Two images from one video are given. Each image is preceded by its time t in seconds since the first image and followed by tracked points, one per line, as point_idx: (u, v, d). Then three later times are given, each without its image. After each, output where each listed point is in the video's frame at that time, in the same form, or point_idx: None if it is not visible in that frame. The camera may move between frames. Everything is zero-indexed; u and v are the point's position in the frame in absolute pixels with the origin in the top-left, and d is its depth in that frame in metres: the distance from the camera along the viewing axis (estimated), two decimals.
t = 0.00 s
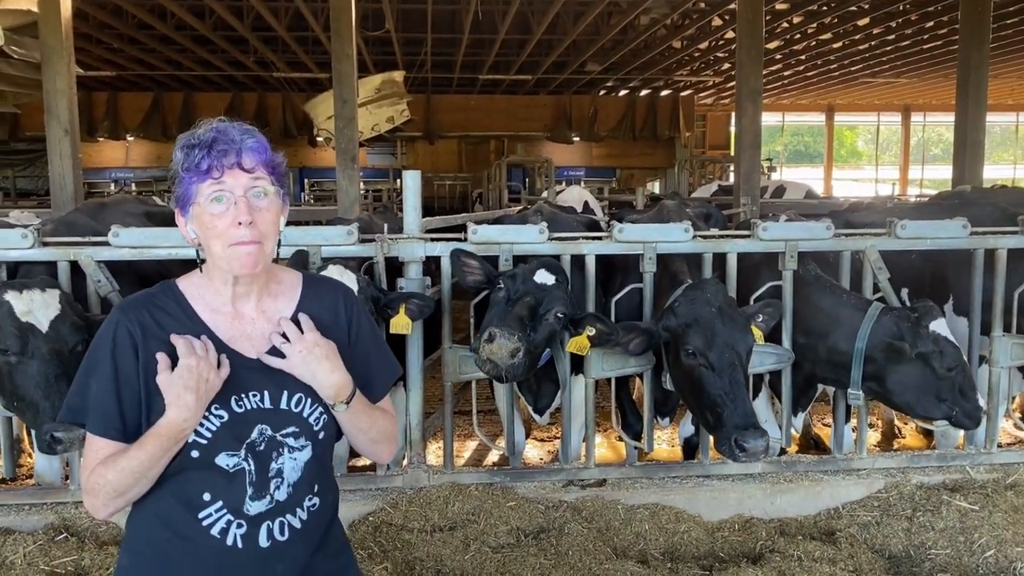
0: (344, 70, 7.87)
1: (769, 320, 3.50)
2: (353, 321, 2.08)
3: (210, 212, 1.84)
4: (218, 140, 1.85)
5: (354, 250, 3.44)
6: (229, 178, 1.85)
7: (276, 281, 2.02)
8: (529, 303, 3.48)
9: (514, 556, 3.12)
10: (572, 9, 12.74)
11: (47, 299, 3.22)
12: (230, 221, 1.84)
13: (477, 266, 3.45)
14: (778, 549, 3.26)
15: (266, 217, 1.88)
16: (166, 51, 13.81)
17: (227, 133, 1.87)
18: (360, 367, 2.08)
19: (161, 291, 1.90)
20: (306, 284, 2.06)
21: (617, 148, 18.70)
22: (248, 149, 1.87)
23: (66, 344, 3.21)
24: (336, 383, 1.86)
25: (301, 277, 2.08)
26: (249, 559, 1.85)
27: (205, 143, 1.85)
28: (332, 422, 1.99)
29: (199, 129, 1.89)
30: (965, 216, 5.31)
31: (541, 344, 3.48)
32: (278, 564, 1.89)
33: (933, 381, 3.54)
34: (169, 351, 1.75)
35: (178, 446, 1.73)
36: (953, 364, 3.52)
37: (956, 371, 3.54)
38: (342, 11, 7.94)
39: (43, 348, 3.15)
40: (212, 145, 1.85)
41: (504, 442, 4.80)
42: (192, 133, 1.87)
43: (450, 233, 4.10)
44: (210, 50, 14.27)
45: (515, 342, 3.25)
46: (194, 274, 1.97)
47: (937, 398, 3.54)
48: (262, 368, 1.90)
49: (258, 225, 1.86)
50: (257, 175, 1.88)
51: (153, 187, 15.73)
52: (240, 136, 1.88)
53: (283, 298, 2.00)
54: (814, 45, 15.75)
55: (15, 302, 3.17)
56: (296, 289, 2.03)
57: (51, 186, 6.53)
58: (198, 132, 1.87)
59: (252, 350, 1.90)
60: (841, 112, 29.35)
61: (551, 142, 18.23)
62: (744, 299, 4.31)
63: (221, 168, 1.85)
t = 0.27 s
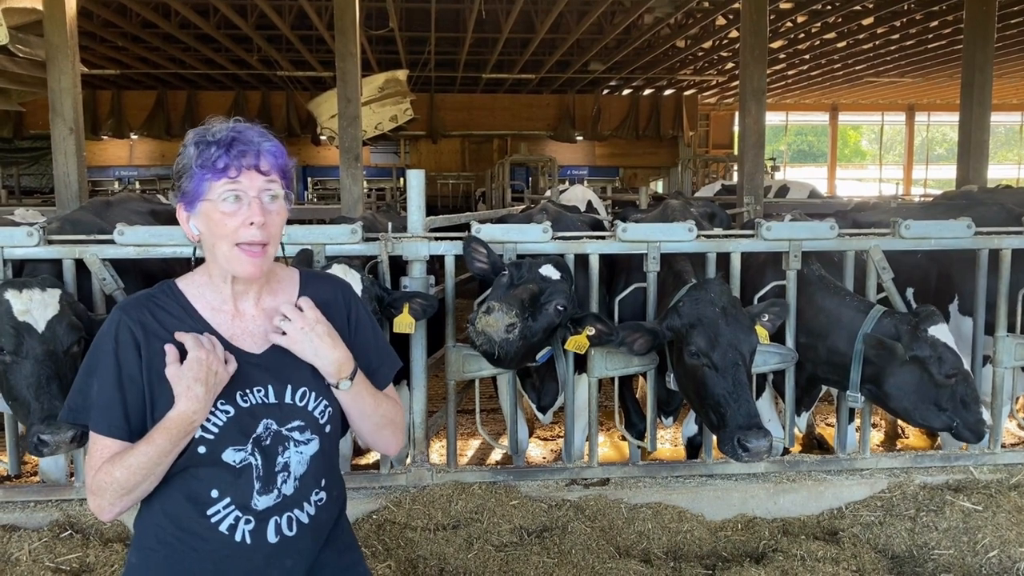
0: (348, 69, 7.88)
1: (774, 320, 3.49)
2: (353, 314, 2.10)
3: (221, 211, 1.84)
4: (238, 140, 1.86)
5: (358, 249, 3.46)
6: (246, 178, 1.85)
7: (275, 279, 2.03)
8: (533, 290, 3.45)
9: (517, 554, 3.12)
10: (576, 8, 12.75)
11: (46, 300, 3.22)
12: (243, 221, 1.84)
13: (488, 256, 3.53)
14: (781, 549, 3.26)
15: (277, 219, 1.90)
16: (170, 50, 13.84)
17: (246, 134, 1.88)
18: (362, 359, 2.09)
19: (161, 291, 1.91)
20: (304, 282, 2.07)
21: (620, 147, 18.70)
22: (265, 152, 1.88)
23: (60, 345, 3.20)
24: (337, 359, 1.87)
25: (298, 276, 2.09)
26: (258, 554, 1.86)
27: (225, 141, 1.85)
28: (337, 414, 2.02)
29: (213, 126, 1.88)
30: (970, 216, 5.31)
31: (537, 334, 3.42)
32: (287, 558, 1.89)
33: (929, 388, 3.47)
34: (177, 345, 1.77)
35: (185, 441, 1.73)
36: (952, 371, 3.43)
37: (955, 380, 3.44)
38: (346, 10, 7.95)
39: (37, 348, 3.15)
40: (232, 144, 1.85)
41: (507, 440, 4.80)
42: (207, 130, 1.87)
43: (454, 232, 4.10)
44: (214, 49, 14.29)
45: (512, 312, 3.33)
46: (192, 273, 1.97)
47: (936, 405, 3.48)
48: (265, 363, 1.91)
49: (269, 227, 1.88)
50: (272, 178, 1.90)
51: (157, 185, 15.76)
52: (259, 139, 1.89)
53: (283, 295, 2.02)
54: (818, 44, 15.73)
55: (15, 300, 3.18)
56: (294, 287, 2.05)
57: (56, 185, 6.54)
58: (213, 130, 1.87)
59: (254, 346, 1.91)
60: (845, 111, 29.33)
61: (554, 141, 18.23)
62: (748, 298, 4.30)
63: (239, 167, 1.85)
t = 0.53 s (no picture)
0: (351, 67, 7.88)
1: (779, 320, 3.48)
2: (353, 311, 2.11)
3: (242, 211, 1.83)
4: (258, 142, 1.86)
5: (362, 248, 3.46)
6: (268, 180, 1.87)
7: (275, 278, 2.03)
8: (536, 280, 3.52)
9: (520, 553, 3.13)
10: (580, 7, 12.73)
11: (45, 300, 3.23)
12: (263, 223, 1.85)
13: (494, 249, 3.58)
14: (784, 549, 3.26)
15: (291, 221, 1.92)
16: (174, 49, 13.86)
17: (263, 136, 1.88)
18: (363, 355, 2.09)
19: (161, 293, 1.90)
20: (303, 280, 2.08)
21: (624, 147, 18.69)
22: (282, 155, 1.90)
23: (56, 345, 3.20)
24: (335, 340, 1.86)
25: (297, 274, 2.10)
26: (267, 552, 1.87)
27: (243, 142, 1.84)
28: (342, 410, 2.03)
29: (225, 124, 1.87)
30: (975, 216, 5.30)
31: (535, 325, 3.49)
32: (295, 555, 1.90)
33: (923, 389, 3.46)
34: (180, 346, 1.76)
35: (191, 443, 1.73)
36: (946, 373, 3.39)
37: (948, 382, 3.40)
38: (349, 9, 7.95)
39: (33, 347, 3.15)
40: (252, 146, 1.85)
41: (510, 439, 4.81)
42: (220, 128, 1.85)
43: (456, 232, 4.11)
44: (218, 48, 14.31)
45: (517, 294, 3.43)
46: (192, 274, 1.97)
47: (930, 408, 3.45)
48: (268, 361, 1.91)
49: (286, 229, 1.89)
50: (286, 180, 1.92)
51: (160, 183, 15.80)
52: (276, 142, 1.90)
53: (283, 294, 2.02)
54: (822, 44, 15.70)
55: (15, 299, 3.19)
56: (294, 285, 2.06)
57: (60, 183, 6.56)
58: (226, 128, 1.85)
59: (257, 344, 1.92)
60: (849, 111, 29.27)
61: (557, 140, 18.22)
62: (752, 298, 4.30)
63: (262, 169, 1.85)
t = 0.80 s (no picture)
0: (354, 66, 7.87)
1: (783, 321, 3.47)
2: (354, 309, 2.11)
3: (227, 205, 1.84)
4: (243, 135, 1.86)
5: (365, 246, 3.47)
6: (251, 173, 1.86)
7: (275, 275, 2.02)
8: (542, 264, 3.51)
9: (522, 552, 3.12)
10: (582, 7, 12.72)
11: (44, 298, 3.23)
12: (247, 216, 1.84)
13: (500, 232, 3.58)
14: (786, 549, 3.25)
15: (279, 215, 1.90)
16: (178, 47, 13.87)
17: (251, 130, 1.88)
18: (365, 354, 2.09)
19: (162, 293, 1.90)
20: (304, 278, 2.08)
21: (626, 146, 18.67)
22: (270, 148, 1.89)
23: (52, 344, 3.19)
24: (338, 340, 1.87)
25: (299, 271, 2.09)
26: (273, 551, 1.87)
27: (229, 136, 1.84)
28: (345, 407, 2.03)
29: (217, 120, 1.87)
30: (980, 216, 5.28)
31: (536, 307, 3.48)
32: (301, 555, 1.91)
33: (910, 384, 3.45)
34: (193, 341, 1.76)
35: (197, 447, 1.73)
36: (934, 368, 3.38)
37: (934, 377, 3.39)
38: (353, 7, 7.94)
39: (29, 344, 3.15)
40: (237, 139, 1.85)
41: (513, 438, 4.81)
42: (210, 124, 1.86)
43: (460, 231, 4.11)
44: (221, 47, 14.32)
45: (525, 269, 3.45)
46: (192, 273, 1.97)
47: (920, 406, 3.43)
48: (272, 361, 1.91)
49: (272, 222, 1.88)
50: (275, 174, 1.90)
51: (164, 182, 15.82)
52: (264, 135, 1.89)
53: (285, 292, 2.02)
54: (825, 43, 15.68)
55: (14, 297, 3.19)
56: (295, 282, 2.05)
57: (64, 181, 6.56)
58: (216, 124, 1.86)
59: (260, 344, 1.92)
60: (852, 111, 29.20)
61: (560, 140, 18.21)
62: (756, 297, 4.29)
63: (245, 162, 1.85)
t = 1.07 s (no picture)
0: (357, 65, 7.87)
1: (788, 321, 3.45)
2: (355, 311, 2.10)
3: (218, 203, 1.84)
4: (238, 134, 1.86)
5: (368, 245, 3.47)
6: (245, 172, 1.85)
7: (273, 273, 2.02)
8: (558, 260, 3.46)
9: (525, 551, 3.12)
10: (586, 6, 12.71)
11: (44, 298, 3.23)
12: (238, 215, 1.84)
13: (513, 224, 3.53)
14: (790, 549, 3.25)
15: (272, 215, 1.90)
16: (181, 46, 13.88)
17: (248, 128, 1.87)
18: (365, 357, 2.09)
19: (161, 291, 1.88)
20: (303, 276, 2.07)
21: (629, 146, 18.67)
22: (266, 146, 1.88)
23: (50, 345, 3.19)
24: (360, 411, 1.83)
25: (298, 271, 2.09)
26: (272, 551, 1.87)
27: (225, 134, 1.85)
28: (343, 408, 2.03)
29: (218, 119, 1.89)
30: (985, 217, 5.27)
31: (550, 301, 3.46)
32: (300, 555, 1.91)
33: (896, 374, 3.44)
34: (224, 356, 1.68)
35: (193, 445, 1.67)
36: (918, 359, 3.36)
37: (918, 367, 3.36)
38: (356, 6, 7.94)
39: (27, 345, 3.15)
40: (232, 137, 1.85)
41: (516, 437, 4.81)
42: (211, 122, 1.87)
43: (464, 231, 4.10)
44: (224, 46, 14.33)
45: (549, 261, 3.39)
46: (190, 270, 1.96)
47: (907, 397, 3.41)
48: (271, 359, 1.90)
49: (264, 222, 1.87)
50: (271, 173, 1.89)
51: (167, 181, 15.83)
52: (259, 133, 1.88)
53: (284, 289, 2.01)
54: (829, 42, 15.65)
55: (14, 297, 3.20)
56: (294, 281, 2.05)
57: (67, 179, 6.57)
58: (216, 122, 1.87)
59: (259, 342, 1.91)
60: (856, 111, 29.14)
61: (563, 139, 18.20)
62: (760, 297, 4.28)
63: (238, 161, 1.85)
